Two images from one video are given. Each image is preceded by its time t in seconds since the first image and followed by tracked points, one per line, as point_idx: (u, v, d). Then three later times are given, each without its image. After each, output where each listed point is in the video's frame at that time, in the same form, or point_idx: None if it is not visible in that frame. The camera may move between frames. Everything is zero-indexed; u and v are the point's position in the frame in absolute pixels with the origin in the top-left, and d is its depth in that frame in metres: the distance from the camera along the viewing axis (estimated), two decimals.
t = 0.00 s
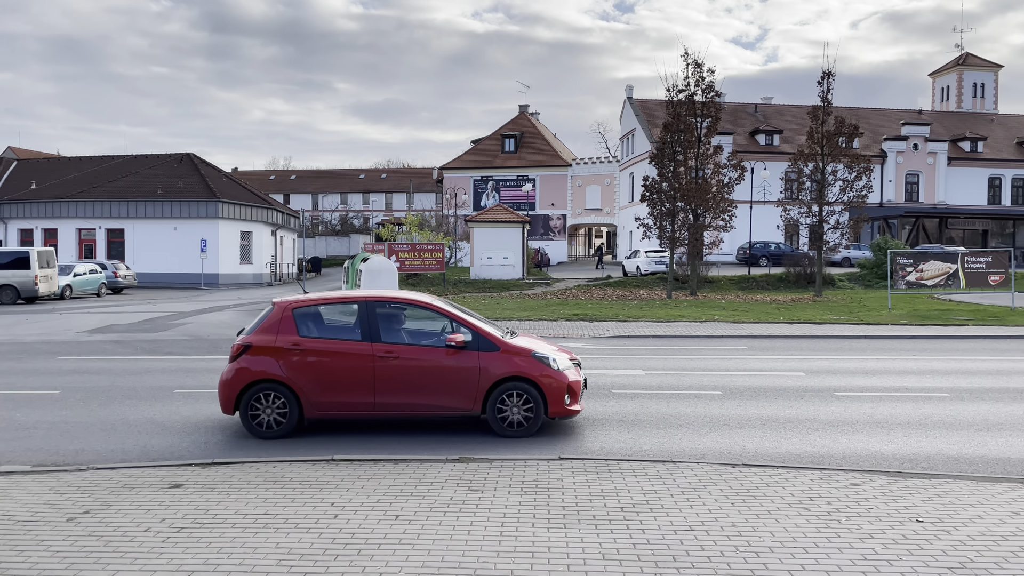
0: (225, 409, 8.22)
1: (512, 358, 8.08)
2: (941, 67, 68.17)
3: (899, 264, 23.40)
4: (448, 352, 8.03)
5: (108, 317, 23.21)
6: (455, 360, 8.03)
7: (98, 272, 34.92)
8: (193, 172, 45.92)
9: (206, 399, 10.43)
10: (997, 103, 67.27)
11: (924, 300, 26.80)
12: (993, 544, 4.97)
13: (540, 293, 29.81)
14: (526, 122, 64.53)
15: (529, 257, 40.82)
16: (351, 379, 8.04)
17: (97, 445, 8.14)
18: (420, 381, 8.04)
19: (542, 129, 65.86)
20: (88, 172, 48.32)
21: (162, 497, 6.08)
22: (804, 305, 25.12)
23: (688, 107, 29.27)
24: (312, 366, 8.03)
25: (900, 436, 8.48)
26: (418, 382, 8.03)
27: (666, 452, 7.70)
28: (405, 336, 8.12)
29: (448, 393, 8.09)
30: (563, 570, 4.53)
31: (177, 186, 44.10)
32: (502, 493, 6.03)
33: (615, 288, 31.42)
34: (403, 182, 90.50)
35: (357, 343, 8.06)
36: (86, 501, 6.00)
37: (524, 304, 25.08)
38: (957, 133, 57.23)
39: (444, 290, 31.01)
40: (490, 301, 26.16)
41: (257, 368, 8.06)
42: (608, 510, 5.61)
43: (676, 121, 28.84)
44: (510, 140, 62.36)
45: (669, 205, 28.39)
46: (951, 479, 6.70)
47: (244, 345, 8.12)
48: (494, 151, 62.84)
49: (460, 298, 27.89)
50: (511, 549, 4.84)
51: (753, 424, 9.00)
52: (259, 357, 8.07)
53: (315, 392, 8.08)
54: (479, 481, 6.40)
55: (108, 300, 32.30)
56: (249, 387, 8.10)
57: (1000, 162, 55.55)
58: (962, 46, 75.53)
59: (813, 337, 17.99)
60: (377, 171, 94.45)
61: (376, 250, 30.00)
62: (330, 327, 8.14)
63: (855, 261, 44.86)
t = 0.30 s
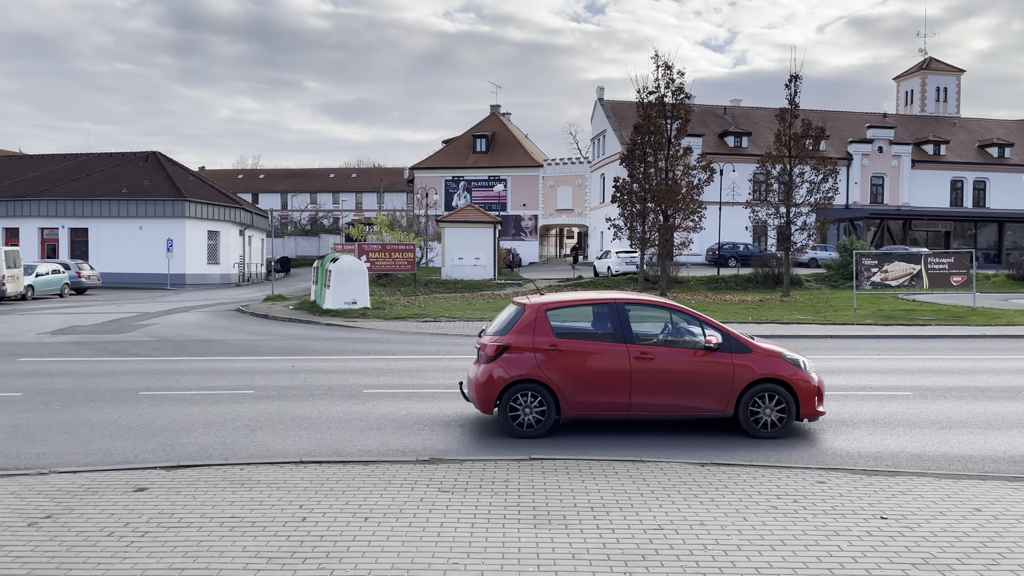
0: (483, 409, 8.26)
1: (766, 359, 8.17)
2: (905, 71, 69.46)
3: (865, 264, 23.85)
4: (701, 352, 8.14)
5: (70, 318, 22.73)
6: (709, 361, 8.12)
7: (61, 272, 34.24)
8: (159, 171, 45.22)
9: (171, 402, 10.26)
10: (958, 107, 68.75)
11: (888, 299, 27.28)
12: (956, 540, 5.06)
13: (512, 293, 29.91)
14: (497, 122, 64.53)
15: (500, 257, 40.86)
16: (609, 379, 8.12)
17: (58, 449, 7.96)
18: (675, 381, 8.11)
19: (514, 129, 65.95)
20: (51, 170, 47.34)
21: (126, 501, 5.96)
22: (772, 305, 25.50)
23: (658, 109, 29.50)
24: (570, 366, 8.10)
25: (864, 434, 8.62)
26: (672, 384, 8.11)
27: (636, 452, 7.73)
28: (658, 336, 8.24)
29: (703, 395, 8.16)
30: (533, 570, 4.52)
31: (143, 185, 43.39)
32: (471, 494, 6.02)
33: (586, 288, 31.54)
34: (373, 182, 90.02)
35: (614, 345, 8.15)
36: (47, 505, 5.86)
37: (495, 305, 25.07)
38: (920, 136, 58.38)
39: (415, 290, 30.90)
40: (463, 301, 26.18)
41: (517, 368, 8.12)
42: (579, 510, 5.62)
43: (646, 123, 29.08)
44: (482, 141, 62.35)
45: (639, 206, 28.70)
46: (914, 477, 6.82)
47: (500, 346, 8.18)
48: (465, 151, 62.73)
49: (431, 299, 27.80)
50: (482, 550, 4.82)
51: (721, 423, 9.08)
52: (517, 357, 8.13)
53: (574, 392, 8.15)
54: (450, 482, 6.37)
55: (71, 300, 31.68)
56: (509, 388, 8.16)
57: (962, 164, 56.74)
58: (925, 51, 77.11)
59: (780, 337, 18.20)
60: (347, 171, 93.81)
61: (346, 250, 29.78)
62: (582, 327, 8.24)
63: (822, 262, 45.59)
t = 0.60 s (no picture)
0: (742, 409, 8.39)
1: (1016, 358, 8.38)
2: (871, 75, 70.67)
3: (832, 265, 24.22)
4: (952, 352, 8.33)
5: (32, 319, 22.24)
6: (962, 360, 8.32)
7: (23, 272, 33.52)
8: (125, 169, 44.45)
9: (137, 404, 10.08)
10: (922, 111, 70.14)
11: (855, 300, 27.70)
12: (918, 536, 5.15)
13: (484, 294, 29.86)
14: (469, 122, 64.44)
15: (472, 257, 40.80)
16: (868, 380, 8.27)
17: (21, 452, 7.78)
18: (934, 381, 8.28)
19: (486, 129, 65.91)
20: (12, 168, 46.32)
21: (89, 505, 5.84)
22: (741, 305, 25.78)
23: (629, 110, 29.66)
24: (828, 366, 8.25)
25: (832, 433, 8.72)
26: (928, 384, 8.28)
27: (607, 451, 7.77)
28: (906, 337, 8.43)
29: (957, 393, 8.34)
30: (503, 571, 4.52)
31: (108, 183, 42.63)
32: (442, 495, 5.99)
33: (557, 288, 31.69)
34: (344, 182, 89.46)
35: (871, 345, 8.31)
36: (8, 510, 5.73)
37: (468, 305, 25.02)
38: (886, 139, 59.46)
39: (386, 291, 30.76)
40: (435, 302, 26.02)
41: (777, 368, 8.25)
42: (550, 510, 5.64)
43: (617, 124, 29.24)
44: (454, 140, 62.01)
45: (611, 207, 28.65)
46: (880, 474, 6.93)
47: (761, 347, 8.31)
48: (437, 151, 62.55)
49: (403, 299, 27.66)
50: (452, 551, 4.81)
51: (691, 422, 9.17)
52: (775, 358, 8.28)
53: (832, 392, 8.29)
54: (421, 483, 6.34)
55: (33, 301, 31.01)
56: (770, 388, 8.30)
57: (926, 167, 57.88)
58: (890, 56, 78.56)
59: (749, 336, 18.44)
60: (317, 170, 93.11)
61: (316, 250, 29.54)
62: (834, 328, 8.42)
63: (790, 262, 46.23)
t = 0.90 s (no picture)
0: (994, 406, 8.72)
1: None
2: (840, 78, 71.65)
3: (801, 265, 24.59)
4: None
5: None
6: None
7: None
8: (91, 167, 43.67)
9: (103, 406, 9.90)
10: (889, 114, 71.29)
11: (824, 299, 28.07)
12: (885, 533, 5.24)
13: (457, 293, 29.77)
14: (442, 121, 64.24)
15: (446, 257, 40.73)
16: None
17: None
18: None
19: (459, 129, 65.77)
20: None
21: (53, 509, 5.72)
22: (714, 305, 26.03)
23: (602, 111, 29.77)
24: None
25: (801, 431, 8.83)
26: None
27: (578, 451, 7.81)
28: None
29: None
30: (475, 571, 4.52)
31: (74, 181, 41.87)
32: (413, 496, 5.96)
33: (531, 288, 31.75)
34: (316, 181, 88.78)
35: None
36: None
37: (441, 305, 24.94)
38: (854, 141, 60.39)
39: (358, 290, 30.57)
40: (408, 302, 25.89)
41: None
42: (522, 509, 5.66)
43: (590, 124, 29.32)
44: (427, 139, 61.83)
45: (584, 207, 28.75)
46: (847, 471, 7.04)
47: (1013, 347, 8.64)
48: (410, 150, 62.26)
49: (376, 299, 27.50)
50: (422, 552, 4.79)
51: (664, 420, 9.24)
52: None
53: None
54: (392, 484, 6.31)
55: None
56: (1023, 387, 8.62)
57: (893, 168, 58.85)
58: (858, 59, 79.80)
59: (720, 335, 18.64)
60: (288, 169, 92.26)
61: (287, 250, 29.26)
62: None
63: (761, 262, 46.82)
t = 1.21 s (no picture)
0: None
1: None
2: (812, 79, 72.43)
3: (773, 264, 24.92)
4: None
5: None
6: None
7: None
8: (59, 164, 42.90)
9: (69, 407, 9.74)
10: (859, 115, 72.26)
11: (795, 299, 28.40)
12: (854, 529, 5.32)
13: (431, 293, 29.67)
14: (417, 120, 63.94)
15: (420, 256, 40.61)
16: None
17: None
18: None
19: (433, 127, 65.51)
20: None
21: (17, 513, 5.61)
22: (687, 304, 26.26)
23: (576, 111, 29.88)
24: None
25: (772, 428, 8.93)
26: None
27: (551, 449, 7.83)
28: None
29: None
30: (449, 571, 4.51)
31: (41, 178, 41.09)
32: (385, 497, 5.93)
33: (506, 287, 31.69)
34: (289, 179, 87.99)
35: None
36: None
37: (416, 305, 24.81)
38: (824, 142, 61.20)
39: (331, 289, 30.38)
40: (382, 301, 25.74)
41: None
42: (495, 509, 5.65)
43: (565, 124, 29.41)
44: (401, 138, 61.50)
45: (559, 206, 28.82)
46: (818, 468, 7.14)
47: None
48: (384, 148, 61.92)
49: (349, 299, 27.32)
50: (394, 553, 4.77)
51: (637, 419, 9.30)
52: None
53: None
54: (365, 484, 6.28)
55: None
56: None
57: (863, 169, 59.69)
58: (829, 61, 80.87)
59: (693, 334, 18.80)
60: (261, 166, 91.32)
61: (259, 249, 28.97)
62: None
63: (733, 261, 47.34)
